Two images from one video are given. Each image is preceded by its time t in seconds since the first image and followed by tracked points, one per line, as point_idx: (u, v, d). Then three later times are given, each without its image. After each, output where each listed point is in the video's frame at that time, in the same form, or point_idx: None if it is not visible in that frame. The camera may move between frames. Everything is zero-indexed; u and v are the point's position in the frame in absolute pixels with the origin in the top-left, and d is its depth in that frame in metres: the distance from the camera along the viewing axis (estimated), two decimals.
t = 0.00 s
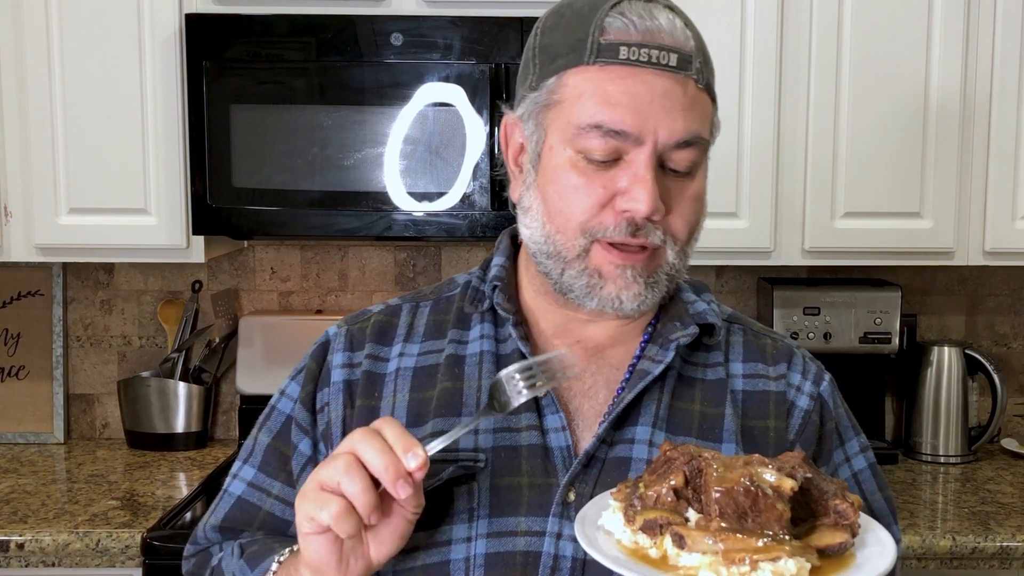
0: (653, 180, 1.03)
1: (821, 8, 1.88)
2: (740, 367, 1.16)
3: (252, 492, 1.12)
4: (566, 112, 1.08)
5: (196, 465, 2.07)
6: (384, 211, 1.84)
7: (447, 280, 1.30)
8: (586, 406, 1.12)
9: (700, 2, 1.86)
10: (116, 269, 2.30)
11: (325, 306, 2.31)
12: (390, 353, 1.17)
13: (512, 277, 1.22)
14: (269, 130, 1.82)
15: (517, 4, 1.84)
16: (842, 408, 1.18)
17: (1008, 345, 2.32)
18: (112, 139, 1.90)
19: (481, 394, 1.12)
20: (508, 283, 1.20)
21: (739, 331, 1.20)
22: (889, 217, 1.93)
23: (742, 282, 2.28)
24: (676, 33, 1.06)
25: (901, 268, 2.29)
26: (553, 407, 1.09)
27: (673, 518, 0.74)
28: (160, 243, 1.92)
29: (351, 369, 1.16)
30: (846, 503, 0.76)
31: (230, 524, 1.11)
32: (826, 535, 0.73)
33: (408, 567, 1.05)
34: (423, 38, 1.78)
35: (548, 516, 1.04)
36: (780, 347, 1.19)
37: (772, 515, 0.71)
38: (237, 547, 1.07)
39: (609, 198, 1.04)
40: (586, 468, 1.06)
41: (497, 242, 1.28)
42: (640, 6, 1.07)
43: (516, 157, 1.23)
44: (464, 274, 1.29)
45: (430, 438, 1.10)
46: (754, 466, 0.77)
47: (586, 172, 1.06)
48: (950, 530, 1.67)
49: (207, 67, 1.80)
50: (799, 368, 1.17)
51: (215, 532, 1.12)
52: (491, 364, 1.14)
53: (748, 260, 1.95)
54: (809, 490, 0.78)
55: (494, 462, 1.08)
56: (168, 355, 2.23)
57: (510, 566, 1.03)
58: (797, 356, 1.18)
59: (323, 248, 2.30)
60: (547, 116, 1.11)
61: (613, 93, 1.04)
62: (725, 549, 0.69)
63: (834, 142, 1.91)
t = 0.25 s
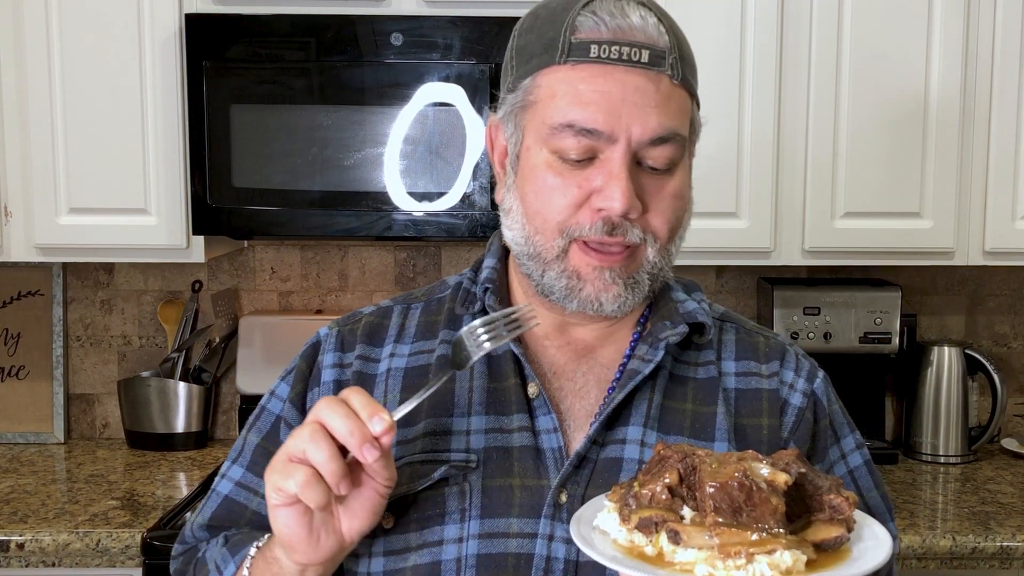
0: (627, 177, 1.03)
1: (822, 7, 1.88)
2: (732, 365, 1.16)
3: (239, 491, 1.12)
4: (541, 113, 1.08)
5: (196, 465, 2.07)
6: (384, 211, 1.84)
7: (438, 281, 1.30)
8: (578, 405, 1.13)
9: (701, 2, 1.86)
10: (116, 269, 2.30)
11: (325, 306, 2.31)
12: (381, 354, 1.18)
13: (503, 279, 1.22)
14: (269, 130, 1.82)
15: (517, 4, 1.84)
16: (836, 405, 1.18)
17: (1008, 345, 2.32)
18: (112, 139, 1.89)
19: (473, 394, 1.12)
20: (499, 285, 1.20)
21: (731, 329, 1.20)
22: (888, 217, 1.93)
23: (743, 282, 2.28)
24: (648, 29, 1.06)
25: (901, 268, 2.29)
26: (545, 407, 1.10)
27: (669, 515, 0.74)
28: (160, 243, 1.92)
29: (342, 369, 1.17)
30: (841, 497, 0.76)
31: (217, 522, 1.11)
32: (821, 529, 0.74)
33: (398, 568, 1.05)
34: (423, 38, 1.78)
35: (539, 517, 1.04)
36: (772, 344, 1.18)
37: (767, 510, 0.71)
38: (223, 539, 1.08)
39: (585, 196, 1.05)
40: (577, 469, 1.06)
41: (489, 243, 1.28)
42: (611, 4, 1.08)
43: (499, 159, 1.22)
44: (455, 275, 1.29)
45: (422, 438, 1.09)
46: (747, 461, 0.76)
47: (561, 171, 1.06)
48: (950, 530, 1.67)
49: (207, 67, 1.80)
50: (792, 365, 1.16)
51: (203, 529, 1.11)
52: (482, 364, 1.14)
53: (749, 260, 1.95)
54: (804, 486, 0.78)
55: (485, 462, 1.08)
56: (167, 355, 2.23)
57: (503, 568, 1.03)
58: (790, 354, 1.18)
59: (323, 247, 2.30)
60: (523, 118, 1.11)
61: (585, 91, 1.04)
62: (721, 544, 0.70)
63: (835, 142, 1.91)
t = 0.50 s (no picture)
0: (619, 171, 1.03)
1: (822, 8, 1.88)
2: (731, 362, 1.16)
3: (231, 483, 1.12)
4: (531, 110, 1.09)
5: (196, 465, 2.07)
6: (384, 211, 1.84)
7: (437, 281, 1.30)
8: (575, 404, 1.13)
9: (701, 3, 1.86)
10: (116, 269, 2.30)
11: (325, 306, 2.31)
12: (378, 352, 1.18)
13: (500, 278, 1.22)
14: (269, 130, 1.82)
15: (517, 4, 1.84)
16: (836, 400, 1.18)
17: (1008, 345, 2.32)
18: (112, 139, 1.90)
19: (469, 392, 1.13)
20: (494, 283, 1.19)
21: (729, 326, 1.20)
22: (888, 216, 1.93)
23: (743, 282, 2.28)
24: (637, 23, 1.07)
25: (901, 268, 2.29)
26: (541, 406, 1.10)
27: (667, 515, 0.74)
28: (160, 243, 1.92)
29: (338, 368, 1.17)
30: (840, 495, 0.76)
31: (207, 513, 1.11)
32: (821, 528, 0.74)
33: (393, 566, 1.05)
34: (423, 38, 1.78)
35: (535, 516, 1.04)
36: (771, 340, 1.18)
37: (765, 508, 0.71)
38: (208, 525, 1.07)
39: (577, 193, 1.05)
40: (573, 467, 1.06)
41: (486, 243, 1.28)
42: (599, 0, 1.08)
43: (493, 160, 1.22)
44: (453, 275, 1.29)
45: (418, 436, 1.11)
46: (746, 459, 0.76)
47: (553, 168, 1.06)
48: (950, 530, 1.67)
49: (207, 67, 1.80)
50: (791, 361, 1.16)
51: (192, 518, 1.11)
52: (479, 362, 1.15)
53: (749, 260, 1.95)
54: (803, 484, 0.78)
55: (481, 461, 1.08)
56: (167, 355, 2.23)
57: (498, 567, 1.03)
58: (789, 350, 1.18)
59: (323, 247, 2.30)
60: (514, 116, 1.12)
61: (574, 86, 1.05)
62: (719, 543, 0.70)
63: (835, 143, 1.91)
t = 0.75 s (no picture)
0: (617, 167, 1.03)
1: (822, 9, 1.88)
2: (733, 360, 1.15)
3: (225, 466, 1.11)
4: (530, 106, 1.09)
5: (196, 465, 2.07)
6: (384, 211, 1.84)
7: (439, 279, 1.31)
8: (576, 401, 1.13)
9: (701, 4, 1.86)
10: (116, 268, 2.30)
11: (325, 306, 2.31)
12: (381, 349, 1.18)
13: (503, 276, 1.22)
14: (269, 130, 1.82)
15: (517, 4, 1.84)
16: (840, 398, 1.17)
17: (1008, 345, 2.32)
18: (111, 139, 1.89)
19: (471, 389, 1.13)
20: (497, 281, 1.20)
21: (732, 324, 1.20)
22: (888, 217, 1.93)
23: (743, 282, 2.28)
24: (635, 19, 1.06)
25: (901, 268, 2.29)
26: (543, 403, 1.10)
27: (664, 512, 0.74)
28: (160, 243, 1.92)
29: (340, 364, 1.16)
30: (838, 492, 0.76)
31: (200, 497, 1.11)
32: (818, 525, 0.74)
33: (392, 562, 1.05)
34: (423, 38, 1.78)
35: (536, 514, 1.04)
36: (773, 339, 1.18)
37: (762, 505, 0.71)
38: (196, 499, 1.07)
39: (576, 188, 1.05)
40: (574, 464, 1.06)
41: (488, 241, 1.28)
42: None
43: (495, 158, 1.22)
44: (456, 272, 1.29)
45: (419, 432, 1.11)
46: (743, 456, 0.76)
47: (551, 163, 1.06)
48: (950, 530, 1.67)
49: (206, 67, 1.80)
50: (793, 360, 1.16)
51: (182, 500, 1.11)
52: (481, 359, 1.15)
53: (749, 260, 1.95)
54: (800, 480, 0.78)
55: (482, 457, 1.08)
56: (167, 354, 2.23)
57: (499, 566, 1.03)
58: (792, 348, 1.18)
59: (323, 247, 2.30)
60: (514, 113, 1.12)
61: (572, 82, 1.05)
62: (716, 539, 0.69)
63: (835, 144, 1.91)
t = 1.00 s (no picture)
0: (620, 157, 1.04)
1: (822, 8, 1.87)
2: (739, 363, 1.15)
3: (238, 479, 1.10)
4: (532, 100, 1.10)
5: (196, 465, 2.07)
6: (384, 211, 1.84)
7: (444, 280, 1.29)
8: (581, 404, 1.12)
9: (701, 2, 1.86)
10: (116, 268, 2.30)
11: (325, 306, 2.31)
12: (386, 352, 1.18)
13: (508, 278, 1.22)
14: (269, 130, 1.82)
15: (517, 4, 1.84)
16: (845, 402, 1.17)
17: (1008, 345, 2.32)
18: (112, 139, 1.90)
19: (475, 392, 1.12)
20: (502, 283, 1.21)
21: (738, 326, 1.20)
22: (888, 217, 1.93)
23: (743, 282, 2.28)
24: (636, 12, 1.07)
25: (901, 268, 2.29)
26: (547, 406, 1.10)
27: (668, 512, 0.74)
28: (160, 243, 1.92)
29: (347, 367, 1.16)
30: (843, 495, 0.76)
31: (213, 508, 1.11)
32: (822, 527, 0.74)
33: (398, 565, 1.05)
34: (423, 38, 1.78)
35: (540, 516, 1.04)
36: (779, 342, 1.18)
37: (765, 506, 0.71)
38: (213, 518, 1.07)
39: (580, 179, 1.05)
40: (579, 467, 1.06)
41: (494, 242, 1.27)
42: None
43: (497, 157, 1.22)
44: (462, 273, 1.28)
45: (424, 436, 1.11)
46: (747, 457, 0.76)
47: (555, 155, 1.07)
48: (950, 530, 1.67)
49: (207, 67, 1.80)
50: (799, 363, 1.16)
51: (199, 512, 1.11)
52: (485, 361, 1.14)
53: (749, 260, 1.95)
54: (804, 482, 0.78)
55: (486, 460, 1.08)
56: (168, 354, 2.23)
57: (501, 566, 1.03)
58: (797, 351, 1.17)
59: (323, 247, 2.30)
60: (516, 108, 1.12)
61: (575, 74, 1.06)
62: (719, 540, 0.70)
63: (835, 143, 1.91)
